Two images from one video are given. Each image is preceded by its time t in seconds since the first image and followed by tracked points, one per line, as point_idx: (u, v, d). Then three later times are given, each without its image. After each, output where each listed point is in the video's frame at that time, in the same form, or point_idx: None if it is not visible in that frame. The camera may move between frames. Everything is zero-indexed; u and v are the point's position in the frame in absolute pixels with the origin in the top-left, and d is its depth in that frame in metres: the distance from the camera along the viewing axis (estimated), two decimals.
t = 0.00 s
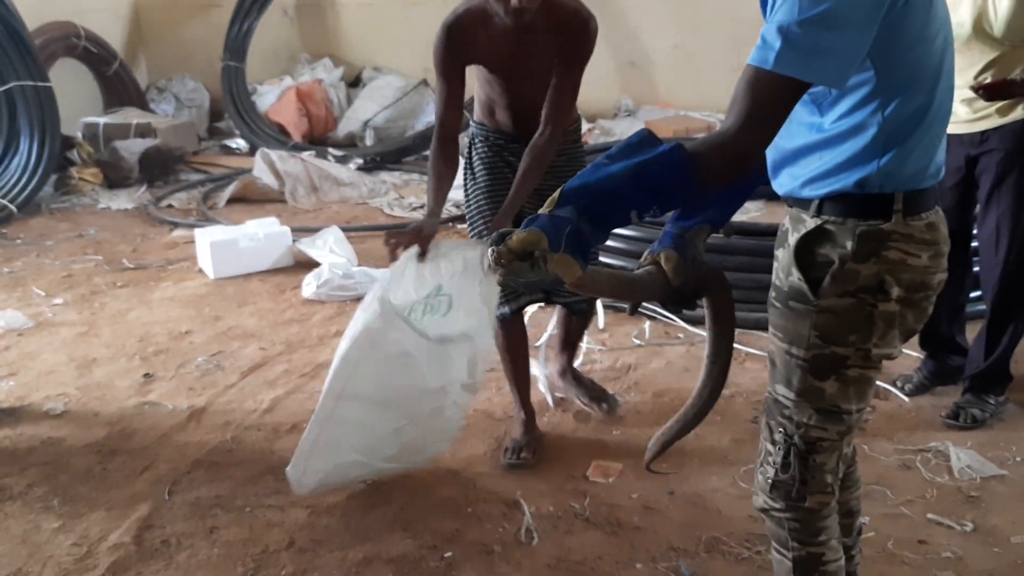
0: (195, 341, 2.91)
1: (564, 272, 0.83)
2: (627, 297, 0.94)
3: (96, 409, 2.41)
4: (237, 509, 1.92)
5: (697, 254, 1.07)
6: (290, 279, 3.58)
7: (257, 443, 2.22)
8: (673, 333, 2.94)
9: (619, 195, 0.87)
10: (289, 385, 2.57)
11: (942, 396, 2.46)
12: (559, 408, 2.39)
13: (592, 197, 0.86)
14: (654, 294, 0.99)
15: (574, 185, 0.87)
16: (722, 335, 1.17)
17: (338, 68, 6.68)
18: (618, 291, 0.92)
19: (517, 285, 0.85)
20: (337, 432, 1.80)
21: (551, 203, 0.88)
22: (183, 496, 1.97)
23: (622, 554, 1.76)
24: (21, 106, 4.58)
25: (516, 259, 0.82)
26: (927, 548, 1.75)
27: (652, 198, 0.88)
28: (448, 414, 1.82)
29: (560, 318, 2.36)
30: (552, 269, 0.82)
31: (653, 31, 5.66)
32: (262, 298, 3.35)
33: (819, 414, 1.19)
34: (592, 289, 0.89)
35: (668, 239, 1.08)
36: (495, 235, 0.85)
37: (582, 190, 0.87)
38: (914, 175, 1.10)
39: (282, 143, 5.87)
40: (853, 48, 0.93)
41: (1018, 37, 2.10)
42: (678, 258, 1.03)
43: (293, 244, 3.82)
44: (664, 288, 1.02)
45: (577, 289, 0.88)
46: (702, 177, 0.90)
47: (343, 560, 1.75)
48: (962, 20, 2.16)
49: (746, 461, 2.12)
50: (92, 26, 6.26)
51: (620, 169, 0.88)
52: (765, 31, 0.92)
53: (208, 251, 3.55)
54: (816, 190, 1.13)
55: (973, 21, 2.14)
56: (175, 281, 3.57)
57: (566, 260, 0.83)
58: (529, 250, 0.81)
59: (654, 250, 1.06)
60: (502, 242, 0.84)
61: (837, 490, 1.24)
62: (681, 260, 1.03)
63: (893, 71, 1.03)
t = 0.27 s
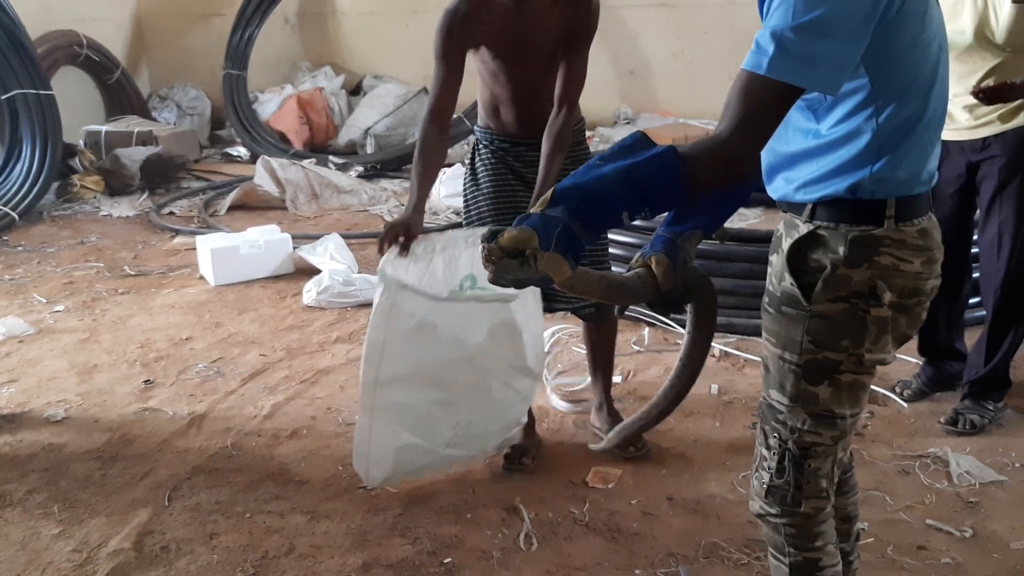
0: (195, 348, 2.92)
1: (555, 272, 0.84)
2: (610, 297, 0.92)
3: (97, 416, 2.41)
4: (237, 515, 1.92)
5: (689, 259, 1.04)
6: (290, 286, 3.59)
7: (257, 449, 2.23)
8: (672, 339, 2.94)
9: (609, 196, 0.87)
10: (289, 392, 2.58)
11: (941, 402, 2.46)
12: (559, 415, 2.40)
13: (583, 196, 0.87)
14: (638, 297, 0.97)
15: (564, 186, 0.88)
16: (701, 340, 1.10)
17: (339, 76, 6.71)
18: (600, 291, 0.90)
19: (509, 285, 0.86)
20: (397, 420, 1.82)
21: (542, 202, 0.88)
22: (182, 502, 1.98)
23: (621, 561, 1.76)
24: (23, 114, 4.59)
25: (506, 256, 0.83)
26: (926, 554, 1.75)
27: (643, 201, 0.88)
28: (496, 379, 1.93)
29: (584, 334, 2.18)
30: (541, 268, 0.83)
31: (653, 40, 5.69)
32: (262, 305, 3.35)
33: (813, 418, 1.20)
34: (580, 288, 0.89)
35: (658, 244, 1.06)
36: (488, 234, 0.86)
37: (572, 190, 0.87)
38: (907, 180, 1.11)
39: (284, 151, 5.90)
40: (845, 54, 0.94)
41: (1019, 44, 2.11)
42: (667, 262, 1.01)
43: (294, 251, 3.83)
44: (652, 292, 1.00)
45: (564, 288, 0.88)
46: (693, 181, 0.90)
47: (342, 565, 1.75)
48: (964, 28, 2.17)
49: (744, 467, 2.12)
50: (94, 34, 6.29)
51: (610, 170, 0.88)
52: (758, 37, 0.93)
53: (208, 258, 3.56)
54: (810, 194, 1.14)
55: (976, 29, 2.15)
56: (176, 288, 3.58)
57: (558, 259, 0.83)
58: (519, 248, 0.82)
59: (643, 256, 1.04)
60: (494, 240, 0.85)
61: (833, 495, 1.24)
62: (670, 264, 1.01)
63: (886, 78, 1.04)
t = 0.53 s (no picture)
0: (196, 353, 2.92)
1: (544, 265, 0.83)
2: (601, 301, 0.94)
3: (98, 421, 2.41)
4: (237, 520, 1.93)
5: (682, 266, 1.05)
6: (291, 291, 3.60)
7: (258, 454, 2.23)
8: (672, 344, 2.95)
9: (604, 195, 0.86)
10: (290, 396, 2.58)
11: (940, 406, 2.46)
12: (559, 420, 2.40)
13: (577, 193, 0.86)
14: (630, 302, 1.00)
15: (561, 182, 0.87)
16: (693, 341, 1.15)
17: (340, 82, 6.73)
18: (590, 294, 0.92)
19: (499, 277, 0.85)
20: (396, 376, 1.60)
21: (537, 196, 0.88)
22: (183, 507, 1.98)
23: (620, 565, 1.76)
24: (25, 120, 4.61)
25: (498, 248, 0.82)
26: (925, 557, 1.75)
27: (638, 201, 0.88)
28: (512, 348, 1.70)
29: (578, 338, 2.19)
30: (532, 262, 0.82)
31: (652, 46, 5.71)
32: (263, 310, 3.36)
33: (809, 425, 1.20)
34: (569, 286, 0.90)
35: (651, 248, 1.07)
36: (481, 222, 0.84)
37: (568, 186, 0.87)
38: (902, 187, 1.11)
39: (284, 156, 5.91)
40: (840, 59, 0.94)
41: (1018, 50, 2.12)
42: (660, 267, 1.02)
43: (294, 256, 3.84)
44: (643, 296, 1.02)
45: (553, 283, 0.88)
46: (688, 185, 0.90)
47: (342, 570, 1.75)
48: (964, 32, 2.18)
49: (744, 471, 2.13)
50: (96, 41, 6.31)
51: (608, 169, 0.88)
52: (756, 40, 0.93)
53: (209, 263, 3.57)
54: (805, 200, 1.15)
55: (975, 34, 2.16)
56: (177, 293, 3.59)
57: (547, 253, 0.83)
58: (511, 241, 0.81)
59: (637, 259, 1.06)
60: (486, 227, 0.84)
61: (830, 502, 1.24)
62: (663, 269, 1.03)
63: (881, 84, 1.04)
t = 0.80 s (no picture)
0: (196, 356, 2.92)
1: (533, 221, 0.82)
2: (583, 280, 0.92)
3: (98, 424, 2.41)
4: (237, 523, 1.92)
5: (674, 260, 1.01)
6: (291, 294, 3.60)
7: (258, 457, 2.23)
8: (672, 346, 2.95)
9: (605, 163, 0.86)
10: (290, 399, 2.58)
11: (941, 407, 2.46)
12: (560, 422, 2.40)
13: (578, 157, 0.86)
14: (615, 291, 0.96)
15: (565, 141, 0.87)
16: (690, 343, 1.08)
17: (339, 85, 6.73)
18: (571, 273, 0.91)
19: (485, 229, 0.85)
20: (417, 368, 1.72)
21: (540, 150, 0.86)
22: (183, 510, 1.98)
23: (622, 566, 1.76)
24: (24, 124, 4.61)
25: (489, 196, 0.81)
26: (926, 559, 1.75)
27: (638, 176, 0.87)
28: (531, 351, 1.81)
29: (581, 340, 2.18)
30: (521, 216, 0.82)
31: (652, 48, 5.72)
32: (263, 313, 3.36)
33: (812, 430, 1.20)
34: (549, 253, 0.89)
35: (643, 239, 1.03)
36: (477, 169, 0.84)
37: (571, 148, 0.86)
38: (902, 187, 1.11)
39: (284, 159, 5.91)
40: (846, 53, 0.94)
41: (1018, 50, 2.13)
42: (650, 260, 0.99)
43: (294, 259, 3.84)
44: (631, 287, 0.98)
45: (534, 245, 0.88)
46: (693, 172, 0.90)
47: (343, 573, 1.75)
48: (964, 33, 2.19)
49: (745, 473, 2.12)
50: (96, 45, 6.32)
51: (613, 139, 0.87)
52: (762, 33, 0.92)
53: (210, 266, 3.57)
54: (804, 200, 1.15)
55: (975, 35, 2.17)
56: (177, 296, 3.59)
57: (537, 210, 0.82)
58: (504, 192, 0.81)
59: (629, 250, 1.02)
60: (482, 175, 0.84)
61: (836, 507, 1.24)
62: (653, 262, 0.99)
63: (883, 79, 1.04)
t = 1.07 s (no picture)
0: (196, 358, 2.92)
1: (523, 180, 0.81)
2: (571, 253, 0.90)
3: (98, 426, 2.41)
4: (238, 525, 1.92)
5: (662, 245, 1.00)
6: (291, 295, 3.60)
7: (259, 458, 2.23)
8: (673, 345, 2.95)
9: (607, 133, 0.85)
10: (290, 401, 2.58)
11: (941, 406, 2.46)
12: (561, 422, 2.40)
13: (580, 124, 0.85)
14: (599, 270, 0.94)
15: (569, 104, 0.85)
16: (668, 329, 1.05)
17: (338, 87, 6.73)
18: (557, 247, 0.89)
19: (474, 179, 0.83)
20: (445, 368, 1.71)
21: (541, 110, 0.85)
22: (184, 512, 1.97)
23: (623, 566, 1.75)
24: (23, 127, 4.60)
25: (482, 148, 0.80)
26: (928, 558, 1.75)
27: (637, 152, 0.87)
28: (553, 340, 1.81)
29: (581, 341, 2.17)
30: (512, 172, 0.80)
31: (651, 48, 5.72)
32: (262, 315, 3.36)
33: (816, 432, 1.20)
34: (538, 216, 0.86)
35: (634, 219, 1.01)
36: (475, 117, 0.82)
37: (573, 112, 0.85)
38: (907, 187, 1.11)
39: (283, 160, 5.90)
40: (852, 51, 0.94)
41: (1016, 49, 2.13)
42: (638, 242, 0.97)
43: (294, 261, 3.84)
44: (616, 267, 0.96)
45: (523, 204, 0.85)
46: (699, 159, 0.90)
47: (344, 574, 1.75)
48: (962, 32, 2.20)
49: (746, 472, 2.12)
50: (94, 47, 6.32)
51: (618, 110, 0.86)
52: (770, 27, 0.92)
53: (209, 268, 3.57)
54: (807, 200, 1.15)
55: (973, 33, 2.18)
56: (176, 298, 3.58)
57: (530, 169, 0.81)
58: (498, 145, 0.79)
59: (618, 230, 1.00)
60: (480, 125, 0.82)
61: (839, 509, 1.24)
62: (641, 245, 0.97)
63: (890, 78, 1.04)
